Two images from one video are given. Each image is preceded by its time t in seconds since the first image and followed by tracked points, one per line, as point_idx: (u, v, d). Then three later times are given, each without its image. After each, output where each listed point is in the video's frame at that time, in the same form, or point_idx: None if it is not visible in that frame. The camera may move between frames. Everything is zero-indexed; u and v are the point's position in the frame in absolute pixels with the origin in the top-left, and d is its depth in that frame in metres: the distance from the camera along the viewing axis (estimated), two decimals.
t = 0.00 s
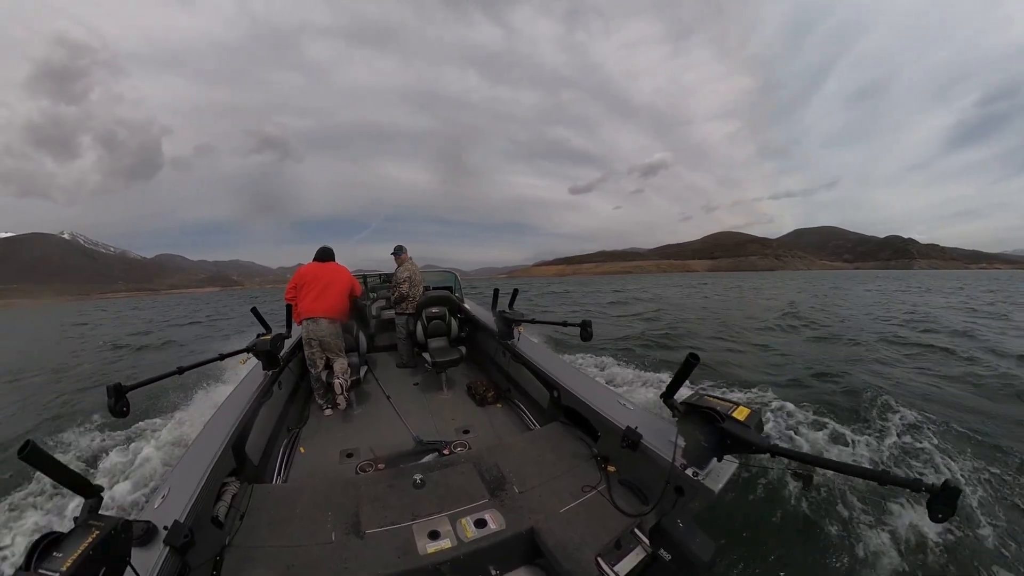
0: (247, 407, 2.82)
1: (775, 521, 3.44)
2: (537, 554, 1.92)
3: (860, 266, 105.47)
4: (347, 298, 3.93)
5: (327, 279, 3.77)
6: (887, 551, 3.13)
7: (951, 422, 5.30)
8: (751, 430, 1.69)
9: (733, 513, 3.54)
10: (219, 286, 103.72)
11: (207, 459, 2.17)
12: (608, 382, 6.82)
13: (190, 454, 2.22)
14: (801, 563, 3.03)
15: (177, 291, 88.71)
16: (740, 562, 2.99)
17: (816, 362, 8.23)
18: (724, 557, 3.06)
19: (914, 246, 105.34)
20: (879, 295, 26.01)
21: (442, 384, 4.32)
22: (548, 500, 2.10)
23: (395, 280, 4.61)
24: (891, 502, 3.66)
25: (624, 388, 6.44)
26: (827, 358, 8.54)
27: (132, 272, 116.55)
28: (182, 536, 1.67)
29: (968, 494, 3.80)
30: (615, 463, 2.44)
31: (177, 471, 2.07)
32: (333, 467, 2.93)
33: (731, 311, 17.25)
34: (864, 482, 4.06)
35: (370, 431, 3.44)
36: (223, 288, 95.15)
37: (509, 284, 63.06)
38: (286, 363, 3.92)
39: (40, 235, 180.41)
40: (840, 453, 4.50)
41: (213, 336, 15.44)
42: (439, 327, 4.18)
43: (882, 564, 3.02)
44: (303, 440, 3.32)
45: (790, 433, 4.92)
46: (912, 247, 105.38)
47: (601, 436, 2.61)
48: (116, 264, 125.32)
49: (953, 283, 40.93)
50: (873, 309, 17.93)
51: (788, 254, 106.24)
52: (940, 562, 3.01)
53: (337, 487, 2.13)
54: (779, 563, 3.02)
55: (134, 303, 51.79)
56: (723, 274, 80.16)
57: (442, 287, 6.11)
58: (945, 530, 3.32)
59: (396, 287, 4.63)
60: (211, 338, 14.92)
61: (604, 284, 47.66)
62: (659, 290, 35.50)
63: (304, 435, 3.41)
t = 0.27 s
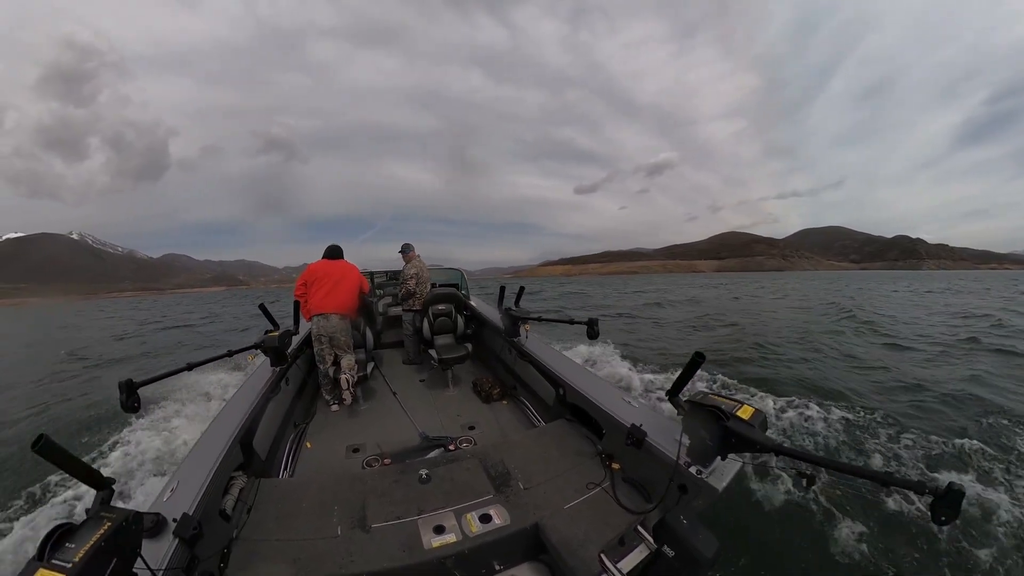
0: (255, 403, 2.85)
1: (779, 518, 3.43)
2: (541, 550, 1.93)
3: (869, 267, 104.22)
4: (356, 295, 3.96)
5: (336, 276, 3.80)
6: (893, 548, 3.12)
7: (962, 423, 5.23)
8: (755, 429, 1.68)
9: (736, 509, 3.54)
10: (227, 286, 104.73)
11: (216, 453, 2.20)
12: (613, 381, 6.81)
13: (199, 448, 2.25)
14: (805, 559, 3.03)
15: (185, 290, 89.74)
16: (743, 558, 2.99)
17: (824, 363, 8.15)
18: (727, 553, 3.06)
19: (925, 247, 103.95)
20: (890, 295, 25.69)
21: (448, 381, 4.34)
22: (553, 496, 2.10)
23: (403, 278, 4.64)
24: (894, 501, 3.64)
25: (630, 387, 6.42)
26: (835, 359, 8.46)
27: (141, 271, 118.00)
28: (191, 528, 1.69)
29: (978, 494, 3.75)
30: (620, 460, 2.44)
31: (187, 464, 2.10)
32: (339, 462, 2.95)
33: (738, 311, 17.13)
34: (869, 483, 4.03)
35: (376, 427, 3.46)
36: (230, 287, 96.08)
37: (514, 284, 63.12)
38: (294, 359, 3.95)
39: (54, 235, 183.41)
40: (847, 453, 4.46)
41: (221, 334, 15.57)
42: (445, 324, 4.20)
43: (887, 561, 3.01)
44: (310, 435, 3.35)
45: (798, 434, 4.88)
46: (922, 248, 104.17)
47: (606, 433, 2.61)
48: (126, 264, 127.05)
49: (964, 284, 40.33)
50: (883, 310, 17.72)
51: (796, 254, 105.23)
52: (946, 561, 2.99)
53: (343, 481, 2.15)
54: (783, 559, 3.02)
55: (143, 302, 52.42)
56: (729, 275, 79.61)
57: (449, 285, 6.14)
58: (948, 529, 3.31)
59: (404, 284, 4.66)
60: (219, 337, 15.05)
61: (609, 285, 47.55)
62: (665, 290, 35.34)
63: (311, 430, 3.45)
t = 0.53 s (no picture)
0: (260, 402, 2.86)
1: (785, 524, 3.40)
2: (543, 553, 1.92)
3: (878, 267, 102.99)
4: (362, 295, 3.97)
5: (342, 276, 3.81)
6: (902, 556, 3.08)
7: (974, 429, 5.14)
8: (762, 433, 1.66)
9: (742, 515, 3.51)
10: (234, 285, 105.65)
11: (220, 452, 2.21)
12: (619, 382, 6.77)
13: (204, 446, 2.26)
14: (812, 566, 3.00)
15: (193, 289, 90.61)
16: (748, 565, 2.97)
17: (833, 366, 8.06)
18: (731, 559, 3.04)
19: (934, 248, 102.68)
20: (900, 297, 25.34)
21: (454, 381, 4.34)
22: (556, 499, 2.09)
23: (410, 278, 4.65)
24: (904, 507, 3.59)
25: (635, 389, 6.38)
26: (845, 361, 8.35)
27: (150, 270, 119.33)
28: (194, 525, 1.70)
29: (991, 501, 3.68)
30: (625, 464, 2.42)
31: (191, 462, 2.11)
32: (343, 462, 2.96)
33: (746, 313, 16.98)
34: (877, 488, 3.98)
35: (380, 427, 3.47)
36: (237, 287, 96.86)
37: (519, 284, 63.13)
38: (300, 359, 3.97)
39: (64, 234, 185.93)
40: (856, 458, 4.41)
41: (229, 333, 15.68)
42: (451, 325, 4.21)
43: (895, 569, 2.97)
44: (314, 434, 3.36)
45: (806, 438, 4.82)
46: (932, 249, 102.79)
47: (611, 436, 2.60)
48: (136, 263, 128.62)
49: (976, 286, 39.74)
50: (893, 312, 17.48)
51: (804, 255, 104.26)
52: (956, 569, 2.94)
53: (347, 481, 2.15)
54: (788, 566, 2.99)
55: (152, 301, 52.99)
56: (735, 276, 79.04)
57: (455, 285, 6.14)
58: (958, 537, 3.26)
59: (410, 284, 4.67)
60: (227, 335, 15.17)
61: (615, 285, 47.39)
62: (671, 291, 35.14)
63: (315, 429, 3.46)
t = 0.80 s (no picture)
0: (268, 402, 2.89)
1: (793, 527, 3.37)
2: (549, 555, 1.93)
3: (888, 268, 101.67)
4: (371, 297, 3.99)
5: (352, 278, 3.84)
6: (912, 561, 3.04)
7: (988, 433, 5.06)
8: (771, 436, 1.65)
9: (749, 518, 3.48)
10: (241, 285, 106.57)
11: (229, 451, 2.23)
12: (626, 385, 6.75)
13: (213, 445, 2.29)
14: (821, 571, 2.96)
15: (201, 289, 91.51)
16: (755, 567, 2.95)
17: (843, 368, 7.97)
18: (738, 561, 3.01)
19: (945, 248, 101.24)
20: (912, 298, 24.98)
21: (461, 383, 4.34)
22: (564, 501, 2.09)
23: (418, 280, 4.67)
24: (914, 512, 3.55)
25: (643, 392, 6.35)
26: (855, 364, 8.26)
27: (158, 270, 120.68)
28: (203, 523, 1.72)
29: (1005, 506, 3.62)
30: (632, 467, 2.41)
31: (200, 461, 2.13)
32: (351, 462, 2.97)
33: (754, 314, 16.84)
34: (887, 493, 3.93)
35: (387, 428, 3.48)
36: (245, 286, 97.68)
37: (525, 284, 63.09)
38: (308, 359, 4.00)
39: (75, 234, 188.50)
40: (866, 462, 4.36)
41: (238, 333, 15.82)
42: (458, 326, 4.22)
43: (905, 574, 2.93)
44: (322, 434, 3.38)
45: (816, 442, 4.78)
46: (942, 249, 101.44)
47: (619, 439, 2.59)
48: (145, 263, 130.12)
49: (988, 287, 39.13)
50: (904, 313, 17.25)
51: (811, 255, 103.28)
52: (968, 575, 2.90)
53: (355, 482, 2.16)
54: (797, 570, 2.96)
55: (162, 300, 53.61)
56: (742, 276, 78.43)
57: (463, 287, 6.16)
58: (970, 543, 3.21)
59: (419, 286, 4.69)
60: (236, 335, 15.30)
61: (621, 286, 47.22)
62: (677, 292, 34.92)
63: (323, 430, 3.48)
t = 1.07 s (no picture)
0: (274, 399, 2.91)
1: (800, 535, 3.33)
2: (551, 557, 1.92)
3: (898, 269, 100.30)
4: (377, 296, 4.01)
5: (358, 277, 3.85)
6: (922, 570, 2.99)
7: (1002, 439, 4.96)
8: (778, 441, 1.63)
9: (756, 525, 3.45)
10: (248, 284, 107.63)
11: (233, 447, 2.25)
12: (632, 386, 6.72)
13: (218, 441, 2.30)
14: None
15: (209, 288, 92.58)
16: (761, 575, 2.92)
17: (853, 372, 7.87)
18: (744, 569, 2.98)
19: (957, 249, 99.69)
20: (924, 300, 24.59)
21: (466, 383, 4.35)
22: (567, 503, 2.08)
23: (425, 280, 4.68)
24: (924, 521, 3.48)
25: (650, 393, 6.31)
26: (865, 367, 8.15)
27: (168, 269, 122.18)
28: (205, 518, 1.73)
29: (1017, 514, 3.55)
30: (637, 469, 2.40)
31: (205, 457, 2.15)
32: (355, 461, 2.98)
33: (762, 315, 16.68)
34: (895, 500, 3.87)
35: (392, 427, 3.49)
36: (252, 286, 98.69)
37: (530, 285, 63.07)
38: (315, 358, 4.03)
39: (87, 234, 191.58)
40: (875, 467, 4.30)
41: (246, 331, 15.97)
42: (464, 326, 4.22)
43: None
44: (327, 433, 3.40)
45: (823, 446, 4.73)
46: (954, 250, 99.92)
47: (623, 441, 2.57)
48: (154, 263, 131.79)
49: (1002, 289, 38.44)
50: (916, 316, 16.99)
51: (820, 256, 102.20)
52: None
53: (358, 480, 2.16)
54: None
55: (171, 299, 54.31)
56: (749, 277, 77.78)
57: (469, 287, 6.17)
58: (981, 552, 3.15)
59: (425, 286, 4.70)
60: (245, 334, 15.45)
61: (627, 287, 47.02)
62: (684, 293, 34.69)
63: (328, 428, 3.49)
